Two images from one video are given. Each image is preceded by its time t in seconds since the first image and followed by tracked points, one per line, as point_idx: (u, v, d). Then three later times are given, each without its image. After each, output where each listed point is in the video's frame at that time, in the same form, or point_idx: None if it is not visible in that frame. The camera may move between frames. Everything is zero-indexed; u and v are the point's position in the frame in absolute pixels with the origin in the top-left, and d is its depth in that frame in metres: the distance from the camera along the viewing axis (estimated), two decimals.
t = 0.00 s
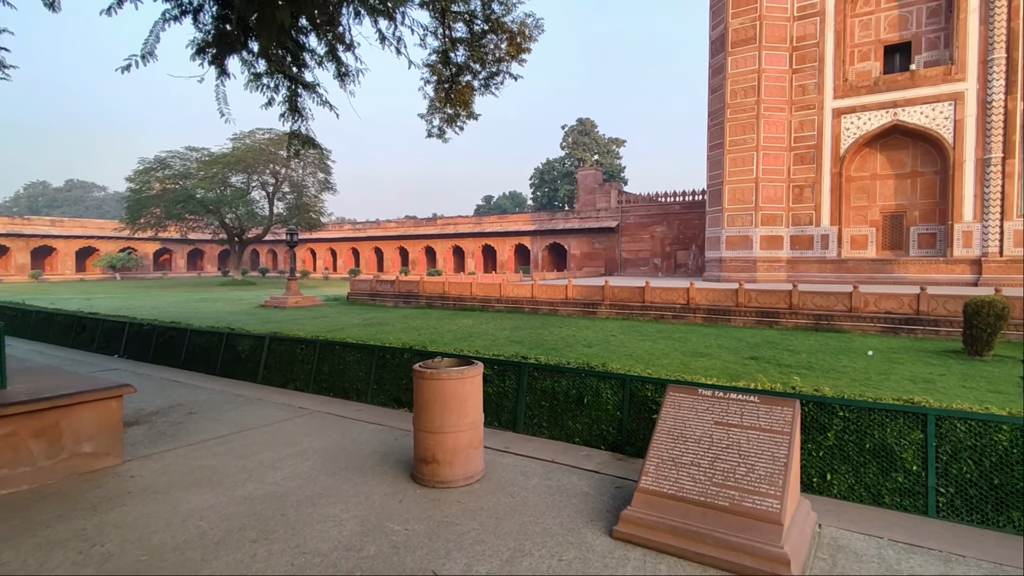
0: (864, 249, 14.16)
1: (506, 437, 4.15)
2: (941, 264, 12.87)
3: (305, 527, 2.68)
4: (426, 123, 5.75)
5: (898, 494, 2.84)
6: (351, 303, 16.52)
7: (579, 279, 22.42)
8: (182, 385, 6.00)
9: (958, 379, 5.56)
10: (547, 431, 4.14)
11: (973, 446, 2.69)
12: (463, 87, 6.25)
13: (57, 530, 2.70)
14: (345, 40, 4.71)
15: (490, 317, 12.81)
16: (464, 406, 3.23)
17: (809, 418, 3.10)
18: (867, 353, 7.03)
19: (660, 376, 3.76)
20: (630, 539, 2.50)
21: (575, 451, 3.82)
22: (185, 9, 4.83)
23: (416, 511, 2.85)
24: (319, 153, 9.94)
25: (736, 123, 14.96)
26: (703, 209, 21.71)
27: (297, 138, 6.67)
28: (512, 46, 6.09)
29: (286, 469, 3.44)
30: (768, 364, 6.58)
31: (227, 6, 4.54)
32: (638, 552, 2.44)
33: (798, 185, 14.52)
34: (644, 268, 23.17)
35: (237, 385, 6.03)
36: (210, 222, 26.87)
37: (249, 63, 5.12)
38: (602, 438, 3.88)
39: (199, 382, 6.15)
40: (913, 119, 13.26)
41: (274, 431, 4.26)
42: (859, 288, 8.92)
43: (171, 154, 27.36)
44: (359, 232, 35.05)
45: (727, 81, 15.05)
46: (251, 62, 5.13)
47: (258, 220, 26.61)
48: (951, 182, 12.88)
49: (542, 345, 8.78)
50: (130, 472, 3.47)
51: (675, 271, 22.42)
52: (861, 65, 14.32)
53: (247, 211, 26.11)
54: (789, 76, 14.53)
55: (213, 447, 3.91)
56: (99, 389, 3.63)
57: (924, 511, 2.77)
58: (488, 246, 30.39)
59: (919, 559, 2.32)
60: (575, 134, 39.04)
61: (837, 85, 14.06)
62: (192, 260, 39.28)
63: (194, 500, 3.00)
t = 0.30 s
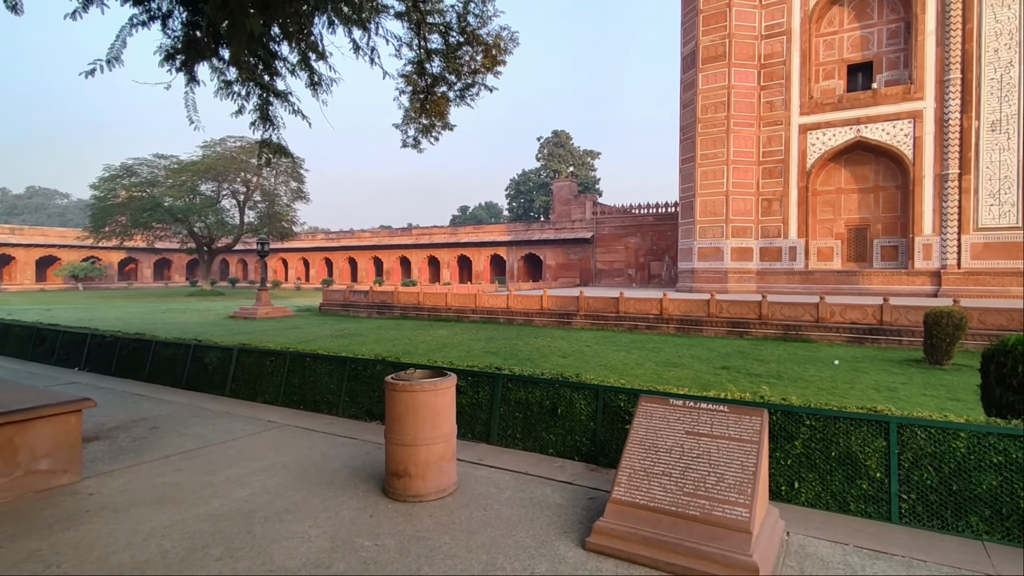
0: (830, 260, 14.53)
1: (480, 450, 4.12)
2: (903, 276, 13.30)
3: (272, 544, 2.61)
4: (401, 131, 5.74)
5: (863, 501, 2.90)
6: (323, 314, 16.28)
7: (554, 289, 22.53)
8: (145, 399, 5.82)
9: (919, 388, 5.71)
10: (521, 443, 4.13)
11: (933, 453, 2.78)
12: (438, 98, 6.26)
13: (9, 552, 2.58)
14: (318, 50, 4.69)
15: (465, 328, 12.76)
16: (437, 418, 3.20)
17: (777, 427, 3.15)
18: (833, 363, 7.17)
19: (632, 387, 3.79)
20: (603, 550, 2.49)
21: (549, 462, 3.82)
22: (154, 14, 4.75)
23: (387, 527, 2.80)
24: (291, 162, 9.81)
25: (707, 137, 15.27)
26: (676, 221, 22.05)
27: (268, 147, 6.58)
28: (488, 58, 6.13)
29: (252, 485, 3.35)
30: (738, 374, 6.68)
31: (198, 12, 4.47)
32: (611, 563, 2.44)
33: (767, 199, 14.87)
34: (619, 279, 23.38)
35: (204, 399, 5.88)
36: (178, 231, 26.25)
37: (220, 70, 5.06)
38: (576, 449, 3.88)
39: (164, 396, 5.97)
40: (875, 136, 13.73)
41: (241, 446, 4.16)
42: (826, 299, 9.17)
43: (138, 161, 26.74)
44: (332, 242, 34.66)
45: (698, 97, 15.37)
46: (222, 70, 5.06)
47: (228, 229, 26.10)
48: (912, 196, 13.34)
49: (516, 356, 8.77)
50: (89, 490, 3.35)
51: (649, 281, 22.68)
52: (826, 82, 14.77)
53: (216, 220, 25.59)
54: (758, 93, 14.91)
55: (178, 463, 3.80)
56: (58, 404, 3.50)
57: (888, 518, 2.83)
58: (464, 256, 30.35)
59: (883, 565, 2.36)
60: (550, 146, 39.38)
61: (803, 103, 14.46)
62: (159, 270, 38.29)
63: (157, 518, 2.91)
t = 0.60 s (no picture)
0: (803, 270, 14.84)
1: (457, 461, 4.09)
2: (873, 286, 13.64)
3: (244, 561, 2.55)
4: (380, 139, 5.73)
5: (835, 508, 2.94)
6: (300, 324, 16.06)
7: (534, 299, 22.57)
8: (113, 413, 5.66)
9: (889, 395, 5.84)
10: (499, 454, 4.11)
11: (902, 460, 2.85)
12: (417, 108, 6.26)
13: None
14: (295, 59, 4.66)
15: (445, 338, 12.70)
16: (414, 429, 3.17)
17: (751, 435, 3.18)
18: (806, 371, 7.31)
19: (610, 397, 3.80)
20: (580, 562, 2.48)
21: (527, 473, 3.81)
22: (126, 20, 4.67)
23: (362, 541, 2.76)
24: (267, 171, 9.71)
25: (684, 149, 15.50)
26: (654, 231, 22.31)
27: (244, 155, 6.51)
28: (468, 68, 6.16)
29: (224, 500, 3.27)
30: (715, 383, 6.75)
31: (171, 18, 4.42)
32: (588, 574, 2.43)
33: (742, 210, 15.15)
34: (598, 289, 23.51)
35: (174, 412, 5.74)
36: (150, 240, 25.71)
37: (195, 78, 4.99)
38: (554, 460, 3.87)
39: (133, 410, 5.81)
40: (845, 149, 14.10)
41: (213, 460, 4.06)
42: (799, 308, 9.34)
43: (109, 168, 26.19)
44: (310, 251, 34.27)
45: (675, 110, 15.62)
46: (196, 77, 5.00)
47: (202, 238, 25.63)
48: (881, 209, 13.72)
49: (496, 366, 8.75)
50: (53, 507, 3.23)
51: (628, 291, 22.87)
52: (798, 97, 15.15)
53: (190, 229, 25.12)
54: (732, 107, 15.23)
55: (147, 478, 3.69)
56: (21, 418, 3.38)
57: (860, 525, 2.88)
58: (444, 266, 30.26)
59: (854, 571, 2.40)
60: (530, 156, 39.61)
61: (776, 117, 14.80)
62: (130, 280, 37.43)
63: (124, 535, 2.82)
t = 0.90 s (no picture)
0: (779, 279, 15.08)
1: (437, 472, 4.05)
2: (847, 294, 13.93)
3: None
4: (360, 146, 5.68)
5: (811, 515, 2.98)
6: (278, 334, 15.83)
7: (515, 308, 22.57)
8: (82, 426, 5.49)
9: (863, 403, 5.94)
10: (479, 464, 4.08)
11: (875, 466, 2.90)
12: (398, 116, 6.25)
13: None
14: (275, 68, 4.63)
15: (425, 347, 12.62)
16: (392, 441, 3.14)
17: (729, 443, 3.20)
18: (783, 379, 7.41)
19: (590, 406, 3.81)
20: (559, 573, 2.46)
21: (507, 483, 3.79)
22: (100, 25, 4.60)
23: (338, 556, 2.71)
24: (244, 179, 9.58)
25: (663, 159, 15.69)
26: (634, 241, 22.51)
27: (220, 163, 6.42)
28: (448, 78, 6.17)
29: (196, 515, 3.19)
30: (693, 391, 6.80)
31: (147, 24, 4.36)
32: None
33: (719, 220, 15.39)
34: (578, 298, 23.59)
35: (146, 425, 5.60)
36: (123, 249, 25.15)
37: (170, 84, 4.92)
38: (534, 470, 3.85)
39: (103, 423, 5.66)
40: (819, 161, 14.42)
41: (185, 474, 3.97)
42: (775, 317, 9.48)
43: (81, 175, 25.62)
44: (288, 260, 33.86)
45: (654, 121, 15.81)
46: (172, 84, 4.93)
47: (177, 246, 25.17)
48: (853, 220, 14.05)
49: (477, 375, 8.71)
50: (15, 525, 3.12)
51: (608, 300, 23.00)
52: (773, 110, 15.52)
53: (165, 237, 24.64)
54: (710, 119, 15.50)
55: (116, 493, 3.59)
56: None
57: (835, 531, 2.91)
58: (424, 275, 30.12)
59: None
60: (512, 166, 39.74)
61: (752, 129, 15.09)
62: (102, 289, 36.57)
63: (90, 553, 2.73)
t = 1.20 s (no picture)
0: (757, 288, 15.30)
1: (417, 484, 4.00)
2: (823, 303, 14.19)
3: None
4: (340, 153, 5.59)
5: (788, 522, 3.00)
6: (256, 344, 15.59)
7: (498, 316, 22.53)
8: (50, 439, 5.33)
9: (840, 410, 6.03)
10: (460, 475, 4.04)
11: (851, 473, 2.94)
12: (380, 125, 6.24)
13: None
14: (254, 75, 4.60)
15: (406, 356, 12.52)
16: (371, 453, 3.10)
17: (709, 451, 3.22)
18: (762, 386, 7.49)
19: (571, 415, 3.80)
20: None
21: (488, 494, 3.76)
22: (74, 30, 4.52)
23: (316, 570, 2.66)
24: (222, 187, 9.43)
25: (644, 170, 15.85)
26: (615, 250, 22.66)
27: (197, 170, 6.32)
28: (430, 87, 6.18)
29: (168, 530, 3.11)
30: (674, 399, 6.84)
31: (123, 29, 4.29)
32: None
33: (699, 230, 15.59)
34: (561, 306, 23.64)
35: (118, 438, 5.46)
36: (97, 257, 24.59)
37: (147, 90, 4.85)
38: (516, 480, 3.83)
39: (72, 436, 5.50)
40: (795, 172, 14.71)
41: (158, 488, 3.87)
42: (754, 325, 9.60)
43: (54, 182, 25.02)
44: (267, 268, 33.43)
45: (635, 132, 15.96)
46: (148, 89, 4.85)
47: (153, 255, 24.70)
48: (829, 230, 14.33)
49: (458, 385, 8.66)
50: None
51: (590, 308, 23.09)
52: (750, 122, 15.78)
53: (140, 245, 24.17)
54: (689, 130, 15.72)
55: (85, 509, 3.48)
56: None
57: (812, 538, 2.94)
58: (406, 283, 29.95)
59: None
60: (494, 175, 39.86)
61: (730, 140, 15.35)
62: (73, 298, 35.70)
63: (57, 571, 2.64)
